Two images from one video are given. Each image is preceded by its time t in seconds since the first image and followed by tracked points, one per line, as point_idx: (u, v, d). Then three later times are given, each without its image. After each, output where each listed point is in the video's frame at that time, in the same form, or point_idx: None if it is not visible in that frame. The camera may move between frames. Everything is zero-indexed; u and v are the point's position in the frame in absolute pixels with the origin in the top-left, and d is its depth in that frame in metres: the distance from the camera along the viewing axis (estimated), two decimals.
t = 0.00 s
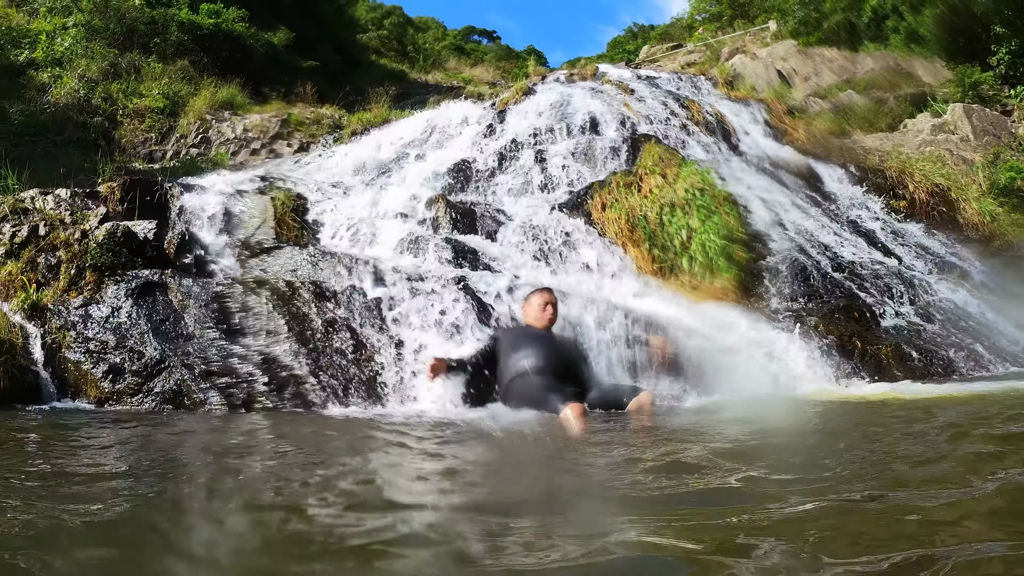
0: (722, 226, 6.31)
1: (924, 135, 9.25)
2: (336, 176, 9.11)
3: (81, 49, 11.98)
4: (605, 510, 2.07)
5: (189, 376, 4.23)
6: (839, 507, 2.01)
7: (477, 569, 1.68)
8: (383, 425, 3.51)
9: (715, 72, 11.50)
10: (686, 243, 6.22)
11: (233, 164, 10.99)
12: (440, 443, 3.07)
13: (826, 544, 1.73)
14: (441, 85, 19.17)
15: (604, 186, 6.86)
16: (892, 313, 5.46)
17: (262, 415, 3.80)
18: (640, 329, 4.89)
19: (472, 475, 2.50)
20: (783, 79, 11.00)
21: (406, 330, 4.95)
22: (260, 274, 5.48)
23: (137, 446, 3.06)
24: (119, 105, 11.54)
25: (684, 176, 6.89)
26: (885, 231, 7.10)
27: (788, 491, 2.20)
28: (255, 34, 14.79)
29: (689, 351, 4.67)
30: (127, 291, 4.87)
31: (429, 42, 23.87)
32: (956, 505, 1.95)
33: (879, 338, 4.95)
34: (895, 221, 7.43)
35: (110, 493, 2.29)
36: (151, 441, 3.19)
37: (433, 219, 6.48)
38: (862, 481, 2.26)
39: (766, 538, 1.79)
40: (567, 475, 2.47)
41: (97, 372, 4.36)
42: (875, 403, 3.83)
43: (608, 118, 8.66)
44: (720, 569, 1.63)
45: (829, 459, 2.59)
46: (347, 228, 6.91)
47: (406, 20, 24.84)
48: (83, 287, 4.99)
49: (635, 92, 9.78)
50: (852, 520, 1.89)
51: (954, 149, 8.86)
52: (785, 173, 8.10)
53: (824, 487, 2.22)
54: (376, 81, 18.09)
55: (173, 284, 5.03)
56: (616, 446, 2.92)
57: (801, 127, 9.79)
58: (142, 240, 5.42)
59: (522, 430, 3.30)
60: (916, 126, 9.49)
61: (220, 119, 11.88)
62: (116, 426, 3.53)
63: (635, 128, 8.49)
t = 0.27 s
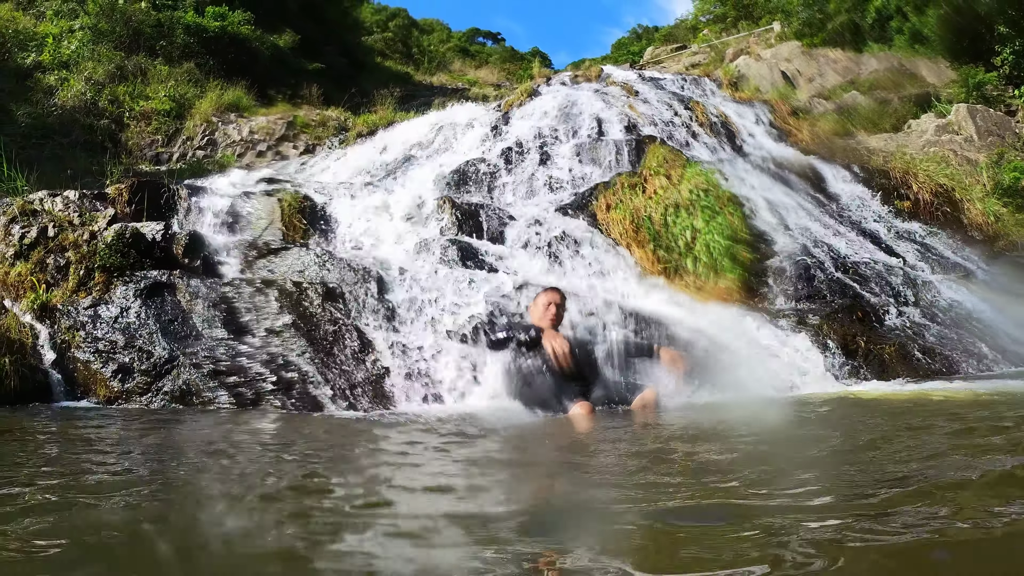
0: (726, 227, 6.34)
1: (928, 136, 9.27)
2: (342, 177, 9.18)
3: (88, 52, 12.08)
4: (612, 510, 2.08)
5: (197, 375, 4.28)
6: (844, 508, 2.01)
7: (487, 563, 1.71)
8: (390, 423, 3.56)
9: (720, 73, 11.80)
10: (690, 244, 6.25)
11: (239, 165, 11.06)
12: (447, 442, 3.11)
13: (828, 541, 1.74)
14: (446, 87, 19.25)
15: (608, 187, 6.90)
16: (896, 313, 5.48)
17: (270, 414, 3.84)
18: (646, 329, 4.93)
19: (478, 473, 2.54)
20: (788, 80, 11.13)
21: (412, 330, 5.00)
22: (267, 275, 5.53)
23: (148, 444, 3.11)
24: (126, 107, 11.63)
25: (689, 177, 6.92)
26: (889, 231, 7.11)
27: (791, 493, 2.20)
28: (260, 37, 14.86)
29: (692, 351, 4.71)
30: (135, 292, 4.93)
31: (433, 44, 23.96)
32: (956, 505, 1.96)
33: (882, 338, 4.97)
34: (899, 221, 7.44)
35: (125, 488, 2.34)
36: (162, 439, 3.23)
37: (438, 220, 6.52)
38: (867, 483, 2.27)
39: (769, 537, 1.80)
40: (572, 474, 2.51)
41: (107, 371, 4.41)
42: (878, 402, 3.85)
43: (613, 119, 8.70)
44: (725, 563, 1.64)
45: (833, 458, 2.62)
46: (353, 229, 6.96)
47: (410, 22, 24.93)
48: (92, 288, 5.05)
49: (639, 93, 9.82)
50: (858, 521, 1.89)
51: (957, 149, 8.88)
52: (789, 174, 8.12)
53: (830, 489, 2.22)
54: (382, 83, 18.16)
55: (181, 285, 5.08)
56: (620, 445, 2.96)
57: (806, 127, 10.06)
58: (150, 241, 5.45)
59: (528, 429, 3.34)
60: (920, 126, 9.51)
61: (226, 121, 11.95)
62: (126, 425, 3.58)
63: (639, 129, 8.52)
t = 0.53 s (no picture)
0: (729, 226, 6.36)
1: (931, 136, 9.30)
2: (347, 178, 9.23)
3: (92, 53, 12.15)
4: (615, 510, 2.10)
5: (203, 374, 4.31)
6: (846, 507, 2.02)
7: (494, 562, 1.74)
8: (395, 423, 3.58)
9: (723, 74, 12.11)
10: (693, 244, 6.28)
11: (243, 166, 11.11)
12: (451, 441, 3.14)
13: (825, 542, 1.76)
14: (450, 87, 19.30)
15: (611, 187, 6.93)
16: (899, 312, 5.49)
17: (275, 413, 3.87)
18: (649, 328, 4.96)
19: (484, 473, 2.56)
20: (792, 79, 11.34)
21: (417, 330, 5.03)
22: (272, 275, 5.57)
23: (155, 444, 3.14)
24: (130, 108, 11.69)
25: (692, 177, 6.94)
26: (893, 230, 7.12)
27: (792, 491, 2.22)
28: (264, 38, 14.91)
29: (696, 350, 4.73)
30: (141, 292, 4.97)
31: (436, 45, 24.02)
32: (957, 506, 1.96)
33: (885, 337, 4.98)
34: (902, 221, 7.44)
35: (133, 487, 2.36)
36: (169, 438, 3.27)
37: (442, 220, 6.55)
38: (869, 482, 2.28)
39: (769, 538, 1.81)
40: (578, 473, 2.53)
41: (113, 371, 4.44)
42: (881, 401, 3.87)
43: (616, 119, 8.73)
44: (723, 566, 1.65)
45: (835, 457, 2.63)
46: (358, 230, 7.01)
47: (413, 23, 24.99)
48: (98, 288, 5.08)
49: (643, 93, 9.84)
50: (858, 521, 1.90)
51: (960, 149, 8.89)
52: (792, 173, 8.14)
53: (832, 489, 2.23)
54: (385, 83, 18.21)
55: (187, 285, 5.12)
56: (625, 444, 2.98)
57: (809, 126, 10.32)
58: (155, 242, 5.45)
59: (533, 428, 3.36)
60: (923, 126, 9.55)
61: (229, 122, 11.98)
62: (133, 424, 3.61)
63: (643, 129, 8.55)
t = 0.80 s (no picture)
0: (729, 225, 6.39)
1: (932, 135, 9.33)
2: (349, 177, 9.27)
3: (94, 53, 12.21)
4: (612, 506, 2.11)
5: (206, 372, 4.35)
6: (840, 506, 2.02)
7: (492, 559, 1.76)
8: (397, 420, 3.61)
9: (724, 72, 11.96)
10: (693, 243, 6.30)
11: (245, 165, 11.14)
12: (453, 438, 3.17)
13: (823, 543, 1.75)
14: (451, 87, 19.35)
15: (612, 186, 6.96)
16: (898, 310, 5.51)
17: (278, 410, 3.91)
18: (648, 326, 5.00)
19: (485, 470, 2.59)
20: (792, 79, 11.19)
21: (419, 328, 5.06)
22: (275, 273, 5.61)
23: (160, 441, 3.17)
24: (132, 108, 11.73)
25: (692, 176, 6.97)
26: (892, 229, 7.14)
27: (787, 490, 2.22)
28: (266, 38, 14.94)
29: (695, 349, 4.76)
30: (145, 290, 5.01)
31: (438, 45, 24.08)
32: (950, 500, 1.97)
33: (885, 335, 5.00)
34: (902, 220, 7.47)
35: (137, 484, 2.39)
36: (172, 435, 3.29)
37: (444, 219, 6.58)
38: (864, 478, 2.31)
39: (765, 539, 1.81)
40: (577, 470, 2.56)
41: (117, 369, 4.48)
42: (880, 399, 3.89)
43: (617, 119, 8.76)
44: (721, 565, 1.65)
45: (830, 453, 2.67)
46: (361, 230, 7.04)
47: (415, 23, 25.04)
48: (101, 287, 5.12)
49: (644, 93, 9.86)
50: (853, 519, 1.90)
51: (960, 149, 8.92)
52: (792, 173, 8.16)
53: (827, 484, 2.26)
54: (387, 83, 18.26)
55: (190, 283, 5.16)
56: (623, 441, 3.02)
57: (810, 125, 10.32)
58: (159, 240, 5.54)
59: (534, 426, 3.39)
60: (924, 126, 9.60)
61: (232, 122, 12.01)
62: (136, 422, 3.64)
63: (644, 128, 8.58)
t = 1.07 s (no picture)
0: (731, 224, 6.42)
1: (933, 135, 9.36)
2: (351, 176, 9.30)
3: (98, 52, 12.27)
4: (616, 500, 2.12)
5: (211, 369, 4.39)
6: (836, 499, 2.06)
7: (495, 548, 1.79)
8: (400, 417, 3.66)
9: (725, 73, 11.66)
10: (695, 242, 6.33)
11: (248, 164, 11.19)
12: (455, 435, 3.21)
13: (834, 534, 1.75)
14: (454, 87, 19.39)
15: (614, 186, 6.99)
16: (899, 309, 5.54)
17: (282, 408, 3.95)
18: (650, 323, 5.03)
19: (488, 467, 2.62)
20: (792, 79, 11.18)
21: (422, 326, 5.10)
22: (279, 271, 5.65)
23: (165, 437, 3.22)
24: (135, 107, 11.78)
25: (694, 175, 7.01)
26: (893, 229, 7.17)
27: (793, 485, 2.22)
28: (269, 37, 14.99)
29: (696, 348, 4.80)
30: (149, 288, 5.06)
31: (440, 44, 24.14)
32: (959, 498, 1.98)
33: (885, 334, 5.03)
34: (903, 219, 7.50)
35: (144, 480, 2.43)
36: (178, 432, 3.34)
37: (447, 218, 6.62)
38: (861, 473, 2.34)
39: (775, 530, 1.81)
40: (579, 467, 2.58)
41: (122, 366, 4.52)
42: (880, 397, 3.92)
43: (619, 118, 8.80)
44: (731, 555, 1.65)
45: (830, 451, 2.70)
46: (364, 228, 7.08)
47: (417, 22, 25.09)
48: (106, 285, 5.15)
49: (645, 92, 9.89)
50: (864, 514, 1.90)
51: (961, 148, 8.94)
52: (794, 172, 8.19)
53: (824, 478, 2.30)
54: (389, 83, 18.32)
55: (195, 281, 5.21)
56: (626, 438, 3.05)
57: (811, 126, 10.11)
58: (163, 239, 5.58)
59: (537, 423, 3.43)
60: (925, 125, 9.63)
61: (235, 121, 12.06)
62: (143, 418, 3.69)
63: (646, 128, 8.62)
